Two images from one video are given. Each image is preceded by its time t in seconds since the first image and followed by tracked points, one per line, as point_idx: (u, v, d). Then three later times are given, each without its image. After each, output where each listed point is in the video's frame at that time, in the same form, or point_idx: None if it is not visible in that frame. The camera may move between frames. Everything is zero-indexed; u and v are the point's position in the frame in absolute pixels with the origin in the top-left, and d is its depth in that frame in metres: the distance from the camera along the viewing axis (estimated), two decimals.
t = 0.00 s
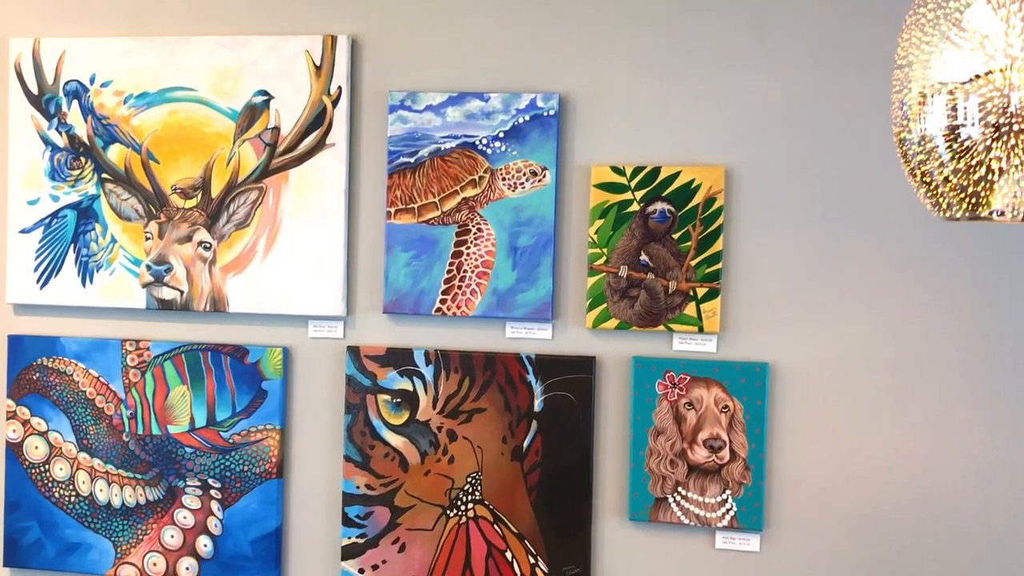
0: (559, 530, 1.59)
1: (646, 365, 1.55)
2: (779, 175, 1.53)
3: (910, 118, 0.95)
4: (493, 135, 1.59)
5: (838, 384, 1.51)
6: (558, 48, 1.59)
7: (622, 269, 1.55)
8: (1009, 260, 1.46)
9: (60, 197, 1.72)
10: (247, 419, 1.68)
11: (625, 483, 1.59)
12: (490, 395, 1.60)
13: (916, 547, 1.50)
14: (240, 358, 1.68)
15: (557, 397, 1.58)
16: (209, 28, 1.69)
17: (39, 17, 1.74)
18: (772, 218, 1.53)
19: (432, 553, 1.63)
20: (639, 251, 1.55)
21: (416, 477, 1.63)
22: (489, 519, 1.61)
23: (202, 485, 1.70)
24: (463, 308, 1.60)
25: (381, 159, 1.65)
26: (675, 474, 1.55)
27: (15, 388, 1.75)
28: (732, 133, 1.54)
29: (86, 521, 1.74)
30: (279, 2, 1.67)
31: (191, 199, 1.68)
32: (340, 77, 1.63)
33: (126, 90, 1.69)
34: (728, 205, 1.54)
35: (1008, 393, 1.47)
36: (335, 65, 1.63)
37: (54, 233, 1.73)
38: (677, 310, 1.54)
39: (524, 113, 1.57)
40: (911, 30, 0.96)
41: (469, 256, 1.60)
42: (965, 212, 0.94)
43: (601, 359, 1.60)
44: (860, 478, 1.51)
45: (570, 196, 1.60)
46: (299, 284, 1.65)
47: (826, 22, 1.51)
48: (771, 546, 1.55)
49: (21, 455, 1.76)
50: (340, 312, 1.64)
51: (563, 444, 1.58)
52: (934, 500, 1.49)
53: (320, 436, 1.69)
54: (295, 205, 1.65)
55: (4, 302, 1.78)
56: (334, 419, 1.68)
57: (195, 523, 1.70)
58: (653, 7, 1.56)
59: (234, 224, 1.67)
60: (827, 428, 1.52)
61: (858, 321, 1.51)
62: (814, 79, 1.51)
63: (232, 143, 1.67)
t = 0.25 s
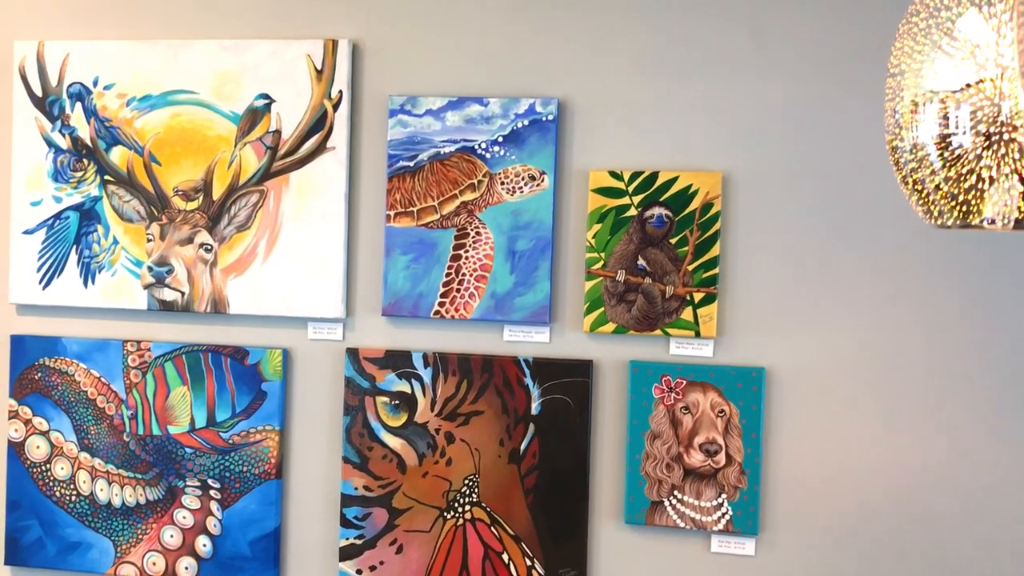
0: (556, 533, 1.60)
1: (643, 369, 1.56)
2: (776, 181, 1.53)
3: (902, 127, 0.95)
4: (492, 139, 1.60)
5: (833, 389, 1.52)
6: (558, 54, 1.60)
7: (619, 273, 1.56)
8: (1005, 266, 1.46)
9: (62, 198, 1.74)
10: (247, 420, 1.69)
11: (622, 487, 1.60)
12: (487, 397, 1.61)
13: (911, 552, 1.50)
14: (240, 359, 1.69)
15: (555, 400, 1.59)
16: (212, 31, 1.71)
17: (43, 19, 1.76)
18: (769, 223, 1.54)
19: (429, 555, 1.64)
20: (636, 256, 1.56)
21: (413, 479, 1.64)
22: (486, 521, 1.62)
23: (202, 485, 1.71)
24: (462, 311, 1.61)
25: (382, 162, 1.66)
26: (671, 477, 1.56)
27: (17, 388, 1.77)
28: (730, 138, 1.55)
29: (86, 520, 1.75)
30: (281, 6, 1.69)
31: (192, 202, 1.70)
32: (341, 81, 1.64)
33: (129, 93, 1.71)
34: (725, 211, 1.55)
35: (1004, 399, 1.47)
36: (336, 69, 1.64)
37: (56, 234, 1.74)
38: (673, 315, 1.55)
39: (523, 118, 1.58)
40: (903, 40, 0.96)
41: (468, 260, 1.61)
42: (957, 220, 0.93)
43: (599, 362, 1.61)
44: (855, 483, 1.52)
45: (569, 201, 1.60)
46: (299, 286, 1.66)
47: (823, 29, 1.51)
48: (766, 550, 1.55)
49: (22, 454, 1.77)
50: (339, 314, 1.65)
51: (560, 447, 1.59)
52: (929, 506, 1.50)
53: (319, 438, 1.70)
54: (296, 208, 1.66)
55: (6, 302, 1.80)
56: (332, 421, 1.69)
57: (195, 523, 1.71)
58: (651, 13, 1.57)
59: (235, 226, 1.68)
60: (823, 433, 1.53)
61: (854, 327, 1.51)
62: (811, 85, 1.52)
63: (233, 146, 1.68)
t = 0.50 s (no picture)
0: (553, 537, 1.60)
1: (641, 374, 1.57)
2: (775, 187, 1.54)
3: (897, 135, 0.96)
4: (492, 144, 1.60)
5: (831, 395, 1.52)
6: (558, 59, 1.60)
7: (618, 279, 1.56)
8: (1004, 273, 1.46)
9: (65, 200, 1.75)
10: (246, 422, 1.70)
11: (619, 492, 1.60)
12: (485, 401, 1.62)
13: (908, 560, 1.50)
14: (240, 362, 1.70)
15: (553, 405, 1.59)
16: (214, 35, 1.72)
17: (47, 23, 1.77)
18: (768, 229, 1.54)
19: (427, 558, 1.64)
20: (635, 261, 1.56)
21: (411, 482, 1.64)
22: (484, 525, 1.62)
23: (201, 487, 1.71)
24: (460, 315, 1.61)
25: (382, 166, 1.67)
26: (668, 483, 1.56)
27: (19, 388, 1.78)
28: (729, 144, 1.55)
29: (87, 521, 1.76)
30: (283, 10, 1.69)
31: (194, 204, 1.71)
32: (342, 85, 1.65)
33: (131, 96, 1.72)
34: (724, 216, 1.55)
35: (1002, 406, 1.47)
36: (337, 73, 1.65)
37: (58, 236, 1.75)
38: (672, 320, 1.55)
39: (522, 123, 1.59)
40: (899, 48, 0.97)
41: (467, 264, 1.61)
42: (950, 229, 0.93)
43: (597, 367, 1.61)
44: (853, 490, 1.52)
45: (568, 206, 1.61)
46: (299, 289, 1.67)
47: (823, 36, 1.52)
48: (763, 556, 1.55)
49: (24, 454, 1.78)
50: (338, 318, 1.66)
51: (558, 452, 1.59)
52: (926, 513, 1.49)
53: (318, 440, 1.71)
54: (296, 211, 1.67)
55: (9, 303, 1.81)
56: (331, 423, 1.70)
57: (194, 525, 1.72)
58: (651, 19, 1.57)
59: (235, 229, 1.69)
60: (821, 439, 1.52)
61: (852, 333, 1.51)
62: (811, 92, 1.52)
63: (235, 149, 1.69)
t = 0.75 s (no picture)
0: (550, 541, 1.60)
1: (639, 379, 1.57)
2: (774, 193, 1.54)
3: (892, 142, 0.96)
4: (492, 148, 1.61)
5: (829, 402, 1.52)
6: (558, 64, 1.61)
7: (617, 283, 1.57)
8: (1004, 280, 1.46)
9: (68, 203, 1.76)
10: (246, 424, 1.70)
11: (617, 496, 1.60)
12: (484, 405, 1.62)
13: (906, 567, 1.50)
14: (240, 364, 1.71)
15: (551, 409, 1.60)
16: (217, 39, 1.73)
17: (52, 26, 1.78)
18: (767, 235, 1.54)
19: (425, 561, 1.65)
20: (634, 266, 1.57)
21: (410, 486, 1.65)
22: (481, 529, 1.63)
23: (201, 489, 1.72)
24: (459, 318, 1.62)
25: (382, 170, 1.67)
26: (666, 488, 1.56)
27: (21, 389, 1.78)
28: (728, 150, 1.55)
29: (87, 521, 1.76)
30: (285, 14, 1.70)
31: (195, 207, 1.71)
32: (343, 89, 1.65)
33: (134, 99, 1.73)
34: (722, 222, 1.55)
35: (1001, 413, 1.47)
36: (338, 77, 1.65)
37: (61, 238, 1.76)
38: (670, 325, 1.55)
39: (522, 128, 1.59)
40: (894, 56, 0.96)
41: (466, 268, 1.61)
42: (943, 237, 0.93)
43: (595, 372, 1.61)
44: (850, 497, 1.51)
45: (567, 210, 1.61)
46: (299, 292, 1.68)
47: (824, 42, 1.52)
48: (760, 562, 1.55)
49: (25, 455, 1.78)
50: (338, 321, 1.66)
51: (556, 456, 1.59)
52: (924, 520, 1.49)
53: (317, 443, 1.71)
54: (297, 214, 1.68)
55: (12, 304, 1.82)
56: (331, 426, 1.71)
57: (193, 526, 1.73)
58: (652, 24, 1.58)
59: (236, 232, 1.70)
60: (819, 445, 1.52)
61: (851, 340, 1.51)
62: (811, 98, 1.52)
63: (236, 152, 1.69)
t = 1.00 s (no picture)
0: (549, 545, 1.60)
1: (638, 384, 1.57)
2: (774, 199, 1.53)
3: (886, 150, 0.95)
4: (492, 153, 1.61)
5: (829, 408, 1.52)
6: (558, 69, 1.61)
7: (616, 288, 1.57)
8: (1004, 286, 1.45)
9: (71, 205, 1.77)
10: (246, 426, 1.71)
11: (615, 501, 1.60)
12: (483, 409, 1.62)
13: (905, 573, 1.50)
14: (241, 367, 1.71)
15: (550, 413, 1.60)
16: (220, 43, 1.73)
17: (57, 30, 1.80)
18: (767, 240, 1.54)
19: (424, 564, 1.65)
20: (633, 270, 1.57)
21: (409, 489, 1.65)
22: (480, 532, 1.63)
23: (202, 490, 1.72)
24: (459, 322, 1.62)
25: (383, 174, 1.68)
26: (664, 493, 1.56)
27: (24, 390, 1.80)
28: (729, 155, 1.55)
29: (89, 522, 1.78)
30: (287, 17, 1.71)
31: (198, 210, 1.72)
32: (345, 93, 1.65)
33: (137, 102, 1.74)
34: (722, 227, 1.55)
35: (1001, 420, 1.46)
36: (340, 81, 1.65)
37: (64, 240, 1.77)
38: (669, 330, 1.55)
39: (523, 132, 1.59)
40: (888, 62, 0.96)
41: (466, 272, 1.62)
42: (938, 244, 0.93)
43: (595, 376, 1.61)
44: (850, 503, 1.51)
45: (567, 215, 1.61)
46: (300, 295, 1.68)
47: (824, 47, 1.51)
48: (759, 568, 1.55)
49: (28, 456, 1.80)
50: (339, 324, 1.67)
51: (555, 461, 1.60)
52: (924, 526, 1.49)
53: (317, 446, 1.72)
54: (298, 217, 1.68)
55: (16, 306, 1.83)
56: (331, 429, 1.71)
57: (193, 528, 1.73)
58: (652, 29, 1.58)
59: (238, 235, 1.71)
60: (818, 451, 1.52)
61: (851, 346, 1.51)
62: (811, 103, 1.52)
63: (238, 156, 1.70)
